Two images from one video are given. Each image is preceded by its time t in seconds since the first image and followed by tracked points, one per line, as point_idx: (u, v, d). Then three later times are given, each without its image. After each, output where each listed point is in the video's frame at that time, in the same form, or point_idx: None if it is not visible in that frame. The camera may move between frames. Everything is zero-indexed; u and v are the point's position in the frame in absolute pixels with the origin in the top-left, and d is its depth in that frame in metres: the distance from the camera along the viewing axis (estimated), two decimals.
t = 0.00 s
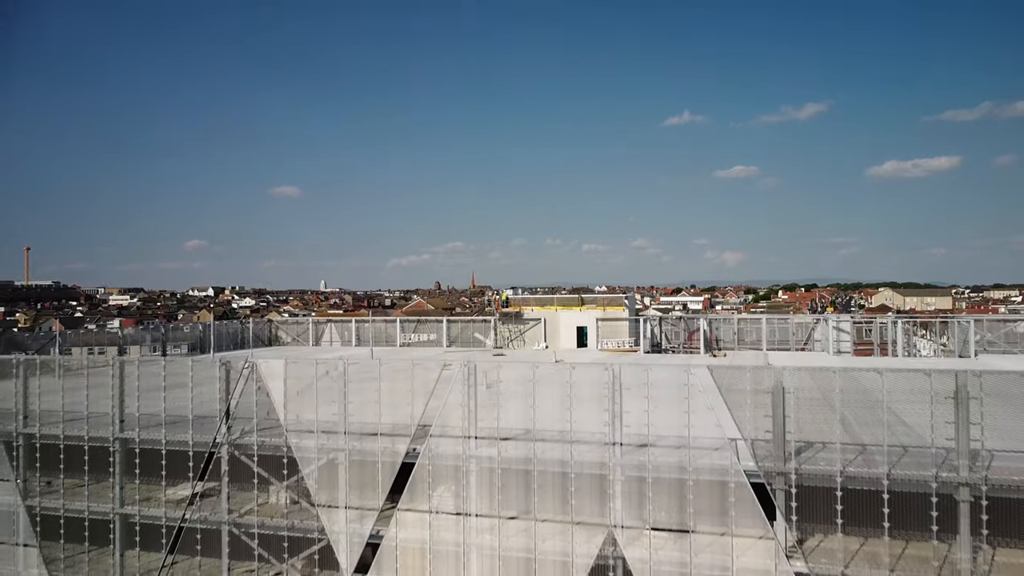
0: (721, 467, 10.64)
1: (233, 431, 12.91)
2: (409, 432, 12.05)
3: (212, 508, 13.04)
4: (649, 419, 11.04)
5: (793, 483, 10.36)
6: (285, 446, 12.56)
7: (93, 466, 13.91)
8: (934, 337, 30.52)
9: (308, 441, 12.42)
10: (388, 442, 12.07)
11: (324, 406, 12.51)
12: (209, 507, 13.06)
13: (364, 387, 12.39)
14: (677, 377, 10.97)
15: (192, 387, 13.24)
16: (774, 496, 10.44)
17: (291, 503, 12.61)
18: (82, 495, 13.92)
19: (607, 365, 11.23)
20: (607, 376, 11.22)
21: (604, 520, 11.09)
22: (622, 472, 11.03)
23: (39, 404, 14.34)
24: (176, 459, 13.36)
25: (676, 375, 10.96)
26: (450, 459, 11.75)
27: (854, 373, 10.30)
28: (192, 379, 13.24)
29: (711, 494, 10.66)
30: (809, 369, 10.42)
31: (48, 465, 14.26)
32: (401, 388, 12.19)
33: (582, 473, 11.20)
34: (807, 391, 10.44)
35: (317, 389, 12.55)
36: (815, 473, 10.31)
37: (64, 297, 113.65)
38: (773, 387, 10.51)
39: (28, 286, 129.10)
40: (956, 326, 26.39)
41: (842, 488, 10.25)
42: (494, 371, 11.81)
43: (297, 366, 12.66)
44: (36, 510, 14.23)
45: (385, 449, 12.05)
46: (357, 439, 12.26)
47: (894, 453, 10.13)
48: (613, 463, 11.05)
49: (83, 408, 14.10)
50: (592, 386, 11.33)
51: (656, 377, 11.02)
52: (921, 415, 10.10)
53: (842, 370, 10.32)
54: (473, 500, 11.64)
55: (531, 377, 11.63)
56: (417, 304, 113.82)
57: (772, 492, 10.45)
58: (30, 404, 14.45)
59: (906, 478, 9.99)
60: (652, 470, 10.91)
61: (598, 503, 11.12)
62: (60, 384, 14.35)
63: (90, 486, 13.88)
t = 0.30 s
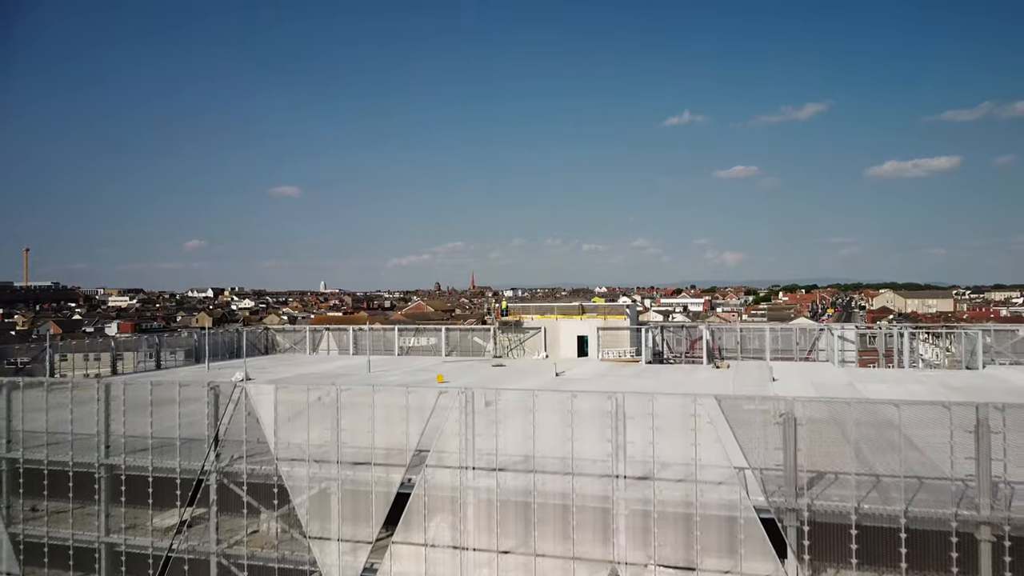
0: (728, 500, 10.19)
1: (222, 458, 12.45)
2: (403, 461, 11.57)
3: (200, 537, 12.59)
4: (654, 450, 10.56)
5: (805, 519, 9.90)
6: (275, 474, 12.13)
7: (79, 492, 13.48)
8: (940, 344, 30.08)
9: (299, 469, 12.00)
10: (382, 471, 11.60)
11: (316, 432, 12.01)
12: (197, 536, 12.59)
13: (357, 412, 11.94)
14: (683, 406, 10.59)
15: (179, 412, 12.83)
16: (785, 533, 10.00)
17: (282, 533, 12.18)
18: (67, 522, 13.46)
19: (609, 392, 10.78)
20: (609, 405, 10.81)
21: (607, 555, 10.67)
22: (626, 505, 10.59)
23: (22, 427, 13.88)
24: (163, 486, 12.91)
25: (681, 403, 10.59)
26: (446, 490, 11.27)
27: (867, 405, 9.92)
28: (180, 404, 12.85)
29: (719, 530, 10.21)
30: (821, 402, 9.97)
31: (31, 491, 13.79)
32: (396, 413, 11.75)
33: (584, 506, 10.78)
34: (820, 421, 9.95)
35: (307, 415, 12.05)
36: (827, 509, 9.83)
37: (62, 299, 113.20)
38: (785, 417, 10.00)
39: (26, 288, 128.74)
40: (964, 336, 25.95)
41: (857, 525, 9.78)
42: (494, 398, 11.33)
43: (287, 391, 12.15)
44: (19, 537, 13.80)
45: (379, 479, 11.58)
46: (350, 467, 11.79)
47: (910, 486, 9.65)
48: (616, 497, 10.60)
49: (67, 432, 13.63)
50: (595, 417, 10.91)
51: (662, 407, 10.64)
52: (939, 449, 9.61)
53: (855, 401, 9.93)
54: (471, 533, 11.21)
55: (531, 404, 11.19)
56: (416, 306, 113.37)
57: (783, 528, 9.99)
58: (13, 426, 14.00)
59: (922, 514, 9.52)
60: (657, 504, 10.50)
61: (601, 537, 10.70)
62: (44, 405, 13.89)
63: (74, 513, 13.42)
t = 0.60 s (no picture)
0: (735, 531, 9.79)
1: (210, 482, 12.04)
2: (398, 488, 11.15)
3: (189, 563, 12.20)
4: (658, 478, 10.28)
5: (816, 553, 9.51)
6: (266, 500, 11.80)
7: (64, 515, 13.10)
8: (944, 351, 29.75)
9: (290, 494, 11.64)
10: (376, 498, 11.22)
11: (308, 456, 11.64)
12: (185, 563, 12.21)
13: (350, 436, 11.54)
14: (688, 435, 10.26)
15: (168, 434, 12.45)
16: (796, 568, 9.59)
17: (272, 561, 11.73)
18: (51, 547, 13.07)
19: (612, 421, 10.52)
20: (611, 432, 10.52)
21: None
22: (628, 535, 10.19)
23: (8, 447, 13.55)
24: (151, 510, 12.54)
25: (686, 433, 10.29)
26: (442, 518, 10.87)
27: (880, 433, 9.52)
28: (168, 426, 12.47)
29: (726, 562, 9.79)
30: (833, 431, 9.58)
31: (15, 513, 13.39)
32: (389, 436, 11.30)
33: (585, 537, 10.37)
34: (830, 450, 9.58)
35: (299, 439, 11.69)
36: (839, 542, 9.48)
37: (60, 301, 112.79)
38: (793, 447, 9.66)
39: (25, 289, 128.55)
40: (969, 346, 25.60)
41: (870, 559, 9.45)
42: (491, 424, 10.93)
43: (279, 413, 11.82)
44: (4, 561, 13.45)
45: (373, 506, 11.19)
46: (343, 493, 11.41)
47: (924, 517, 9.29)
48: (618, 527, 10.20)
49: (53, 453, 13.26)
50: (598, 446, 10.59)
51: (667, 435, 10.34)
52: (955, 480, 9.25)
53: (867, 430, 9.52)
54: (468, 563, 10.82)
55: (530, 430, 10.84)
56: (416, 308, 113.02)
57: (793, 563, 9.58)
58: None
59: (940, 548, 9.14)
60: (661, 535, 10.11)
61: (603, 568, 10.33)
62: (30, 425, 13.53)
63: (59, 537, 13.04)
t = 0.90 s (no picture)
0: (742, 562, 9.41)
1: (198, 505, 11.67)
2: (392, 513, 10.79)
3: None
4: (661, 504, 9.91)
5: None
6: (256, 523, 11.43)
7: (49, 536, 12.72)
8: (949, 357, 29.32)
9: (281, 518, 11.27)
10: (369, 523, 10.86)
11: (299, 479, 11.28)
12: None
13: (342, 458, 11.16)
14: (693, 460, 9.87)
15: (155, 454, 12.07)
16: None
17: None
18: (36, 569, 12.69)
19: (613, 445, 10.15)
20: (613, 456, 10.17)
21: None
22: (631, 564, 9.81)
23: None
24: (138, 533, 12.16)
25: (690, 458, 9.89)
26: (437, 545, 10.48)
27: (894, 460, 9.12)
28: (155, 446, 12.08)
29: None
30: (845, 457, 9.17)
31: None
32: (383, 459, 10.93)
33: (585, 565, 9.99)
34: (842, 477, 9.17)
35: (290, 460, 11.31)
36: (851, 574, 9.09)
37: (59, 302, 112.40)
38: (803, 473, 9.26)
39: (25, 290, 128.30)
40: (975, 354, 25.19)
41: None
42: (488, 447, 10.57)
43: (269, 434, 11.44)
44: None
45: (366, 531, 10.83)
46: (335, 517, 11.04)
47: (939, 544, 8.87)
48: (620, 555, 9.84)
49: (37, 471, 12.87)
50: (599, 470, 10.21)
51: (670, 460, 9.96)
52: (974, 509, 8.85)
53: (880, 456, 9.13)
54: None
55: (528, 453, 10.45)
56: (416, 309, 112.46)
57: None
58: None
59: None
60: (665, 564, 9.74)
61: None
62: (14, 442, 13.15)
63: (44, 559, 12.66)
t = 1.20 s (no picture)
0: None
1: (188, 525, 11.28)
2: (387, 533, 10.42)
3: None
4: (665, 527, 9.55)
5: None
6: (246, 543, 11.05)
7: (34, 554, 12.31)
8: (954, 361, 28.91)
9: (272, 538, 10.91)
10: (362, 544, 10.50)
11: (291, 497, 10.92)
12: None
13: (335, 477, 10.79)
14: (698, 481, 9.54)
15: (142, 470, 11.68)
16: None
17: None
18: None
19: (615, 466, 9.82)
20: (615, 477, 9.82)
21: None
22: None
23: None
24: (125, 551, 11.77)
25: (695, 479, 9.55)
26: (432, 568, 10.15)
27: (910, 483, 8.72)
28: (143, 463, 11.65)
29: None
30: (856, 479, 8.84)
31: None
32: (377, 478, 10.57)
33: None
34: (854, 500, 8.81)
35: (281, 478, 10.95)
36: None
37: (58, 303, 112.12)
38: (814, 496, 8.89)
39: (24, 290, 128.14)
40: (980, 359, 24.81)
41: None
42: (485, 466, 10.22)
43: (260, 451, 11.09)
44: None
45: (359, 552, 10.46)
46: (327, 538, 10.66)
47: (954, 568, 8.46)
48: None
49: (22, 486, 12.48)
50: (600, 491, 9.87)
51: (675, 480, 9.60)
52: (993, 535, 8.45)
53: (895, 479, 8.73)
54: None
55: (527, 473, 10.09)
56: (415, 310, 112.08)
57: None
58: None
59: None
60: None
61: None
62: None
63: None
